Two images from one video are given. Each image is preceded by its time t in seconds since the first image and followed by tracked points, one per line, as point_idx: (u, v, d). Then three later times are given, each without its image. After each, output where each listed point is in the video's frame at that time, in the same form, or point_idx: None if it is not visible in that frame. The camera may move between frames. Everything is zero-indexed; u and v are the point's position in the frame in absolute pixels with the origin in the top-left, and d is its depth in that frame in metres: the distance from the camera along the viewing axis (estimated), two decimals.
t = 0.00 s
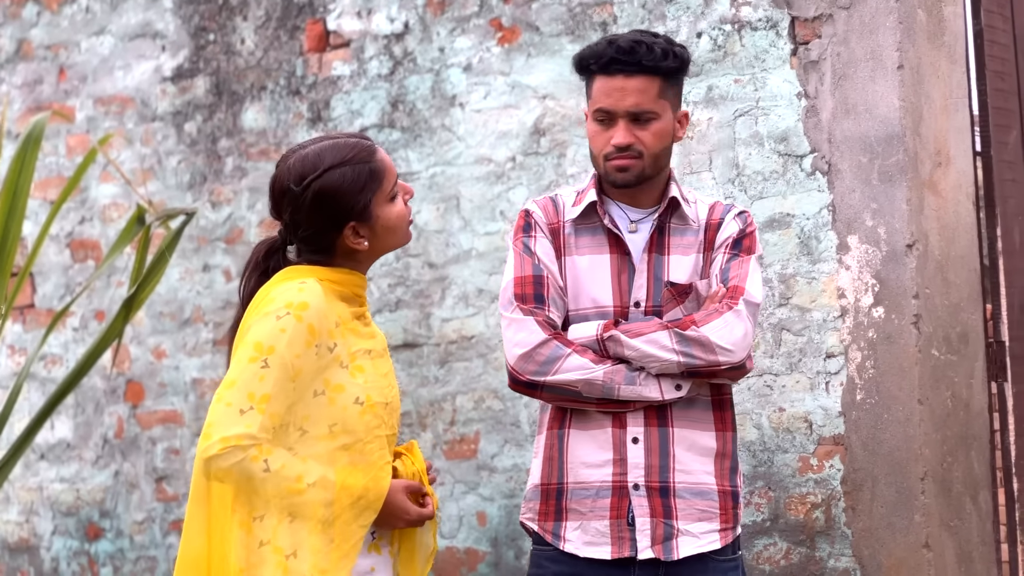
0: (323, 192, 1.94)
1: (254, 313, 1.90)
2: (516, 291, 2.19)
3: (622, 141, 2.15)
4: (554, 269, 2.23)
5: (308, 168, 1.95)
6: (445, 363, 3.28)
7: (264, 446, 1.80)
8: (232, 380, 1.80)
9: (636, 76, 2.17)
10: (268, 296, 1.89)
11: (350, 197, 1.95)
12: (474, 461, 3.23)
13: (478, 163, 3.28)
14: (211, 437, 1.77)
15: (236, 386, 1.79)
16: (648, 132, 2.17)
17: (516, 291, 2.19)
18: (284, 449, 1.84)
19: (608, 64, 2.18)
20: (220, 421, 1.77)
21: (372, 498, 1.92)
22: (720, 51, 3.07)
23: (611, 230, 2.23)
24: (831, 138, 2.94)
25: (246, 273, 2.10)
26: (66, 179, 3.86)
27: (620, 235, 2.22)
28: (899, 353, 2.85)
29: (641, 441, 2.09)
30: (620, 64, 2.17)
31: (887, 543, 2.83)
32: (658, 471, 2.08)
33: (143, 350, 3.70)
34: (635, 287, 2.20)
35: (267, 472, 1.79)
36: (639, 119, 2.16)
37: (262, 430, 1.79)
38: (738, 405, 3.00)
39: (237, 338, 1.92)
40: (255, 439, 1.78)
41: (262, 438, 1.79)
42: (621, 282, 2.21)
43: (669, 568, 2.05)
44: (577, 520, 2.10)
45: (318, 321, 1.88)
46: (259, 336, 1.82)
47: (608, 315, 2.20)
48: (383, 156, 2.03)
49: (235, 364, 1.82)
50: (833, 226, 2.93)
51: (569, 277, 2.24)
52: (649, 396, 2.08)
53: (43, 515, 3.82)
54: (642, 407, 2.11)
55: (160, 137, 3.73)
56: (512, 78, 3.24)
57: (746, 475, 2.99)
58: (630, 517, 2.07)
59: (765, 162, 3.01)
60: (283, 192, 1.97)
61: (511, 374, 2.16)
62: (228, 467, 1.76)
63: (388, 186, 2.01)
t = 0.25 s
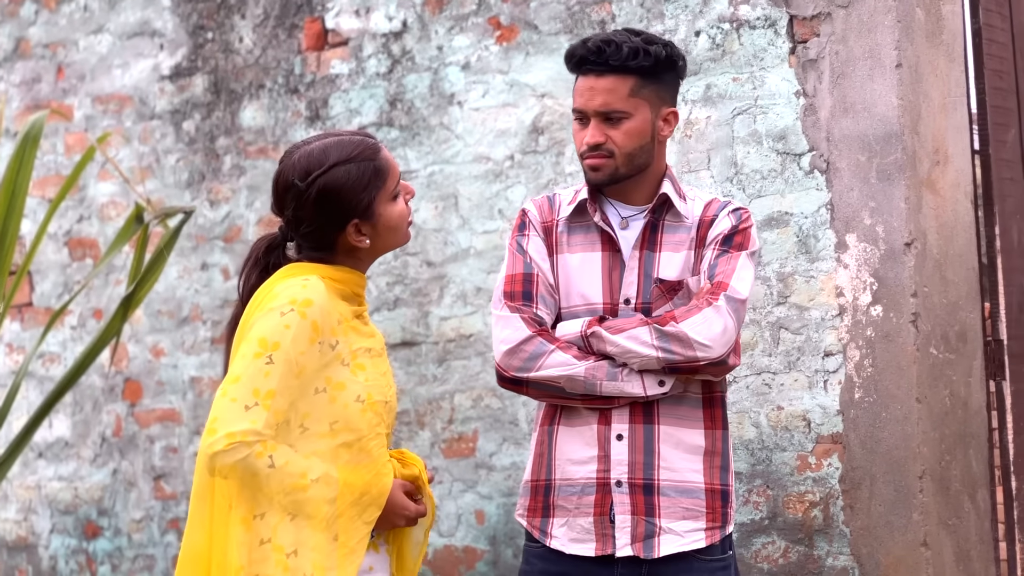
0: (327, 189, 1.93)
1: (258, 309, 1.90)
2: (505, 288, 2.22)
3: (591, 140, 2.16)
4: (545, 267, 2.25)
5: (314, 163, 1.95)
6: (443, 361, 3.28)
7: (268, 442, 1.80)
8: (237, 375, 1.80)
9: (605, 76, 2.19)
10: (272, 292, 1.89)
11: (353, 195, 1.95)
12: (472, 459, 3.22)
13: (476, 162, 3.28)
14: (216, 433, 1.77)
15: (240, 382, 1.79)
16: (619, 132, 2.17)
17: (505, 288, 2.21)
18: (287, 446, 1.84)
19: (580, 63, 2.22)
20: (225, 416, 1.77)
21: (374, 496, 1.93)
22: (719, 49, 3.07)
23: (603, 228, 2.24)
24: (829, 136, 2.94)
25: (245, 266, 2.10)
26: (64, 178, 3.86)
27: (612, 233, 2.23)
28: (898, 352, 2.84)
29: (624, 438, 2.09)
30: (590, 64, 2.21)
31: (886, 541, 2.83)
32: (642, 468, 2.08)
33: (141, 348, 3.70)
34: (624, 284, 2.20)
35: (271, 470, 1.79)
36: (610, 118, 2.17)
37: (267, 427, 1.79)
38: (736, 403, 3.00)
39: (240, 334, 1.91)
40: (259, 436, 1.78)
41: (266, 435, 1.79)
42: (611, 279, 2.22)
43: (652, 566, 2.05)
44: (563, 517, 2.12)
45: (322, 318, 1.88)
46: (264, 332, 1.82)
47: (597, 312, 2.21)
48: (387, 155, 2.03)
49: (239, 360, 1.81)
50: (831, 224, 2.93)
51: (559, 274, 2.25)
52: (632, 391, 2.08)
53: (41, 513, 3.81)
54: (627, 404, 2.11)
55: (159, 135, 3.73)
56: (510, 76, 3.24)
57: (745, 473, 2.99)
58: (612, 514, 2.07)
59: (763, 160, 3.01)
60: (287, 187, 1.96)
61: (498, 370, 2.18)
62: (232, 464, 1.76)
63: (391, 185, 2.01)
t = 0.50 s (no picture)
0: (322, 184, 1.94)
1: (254, 306, 1.89)
2: (498, 288, 2.24)
3: (579, 139, 2.17)
4: (538, 267, 2.26)
5: (310, 159, 1.95)
6: (442, 360, 3.28)
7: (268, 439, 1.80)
8: (236, 372, 1.79)
9: (590, 75, 2.20)
10: (269, 289, 1.89)
11: (347, 191, 1.95)
12: (471, 457, 3.22)
13: (475, 160, 3.27)
14: (216, 430, 1.77)
15: (239, 379, 1.78)
16: (606, 129, 2.17)
17: (498, 288, 2.23)
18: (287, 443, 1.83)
19: (565, 62, 2.23)
20: (225, 413, 1.77)
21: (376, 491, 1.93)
22: (717, 47, 3.06)
23: (595, 226, 2.23)
24: (828, 134, 2.94)
25: (240, 261, 2.10)
26: (63, 176, 3.86)
27: (604, 231, 2.22)
28: (897, 350, 2.84)
29: (616, 436, 2.09)
30: (575, 63, 2.22)
31: (885, 540, 2.82)
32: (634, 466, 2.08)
33: (140, 346, 3.70)
34: (616, 282, 2.20)
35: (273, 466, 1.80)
36: (597, 117, 2.17)
37: (267, 423, 1.79)
38: (735, 401, 3.01)
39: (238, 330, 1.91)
40: (260, 432, 1.77)
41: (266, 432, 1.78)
42: (603, 277, 2.22)
43: (644, 565, 2.05)
44: (556, 515, 2.12)
45: (319, 315, 1.88)
46: (263, 328, 1.82)
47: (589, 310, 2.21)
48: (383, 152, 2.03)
49: (237, 357, 1.81)
50: (830, 223, 2.92)
51: (552, 274, 2.26)
52: (622, 389, 2.07)
53: (40, 511, 3.81)
54: (619, 402, 2.11)
55: (157, 133, 3.73)
56: (508, 74, 3.24)
57: (744, 471, 2.99)
58: (604, 512, 2.08)
59: (762, 158, 3.01)
60: (282, 182, 1.97)
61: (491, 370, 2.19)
62: (233, 460, 1.76)
63: (387, 182, 2.01)
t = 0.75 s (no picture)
0: (309, 180, 1.93)
1: (244, 304, 1.89)
2: (492, 287, 2.22)
3: (572, 136, 2.16)
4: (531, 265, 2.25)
5: (295, 154, 1.95)
6: (439, 358, 3.28)
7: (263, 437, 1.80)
8: (228, 371, 1.79)
9: (581, 71, 2.20)
10: (259, 287, 1.88)
11: (334, 186, 1.95)
12: (468, 456, 3.22)
13: (471, 158, 3.27)
14: (212, 430, 1.76)
15: (233, 378, 1.78)
16: (598, 126, 2.17)
17: (492, 287, 2.22)
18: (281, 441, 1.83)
19: (555, 60, 2.23)
20: (220, 413, 1.76)
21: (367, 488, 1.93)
22: (714, 45, 3.06)
23: (589, 225, 2.24)
24: (825, 133, 2.93)
25: (230, 261, 2.10)
26: (60, 174, 3.86)
27: (598, 230, 2.22)
28: (894, 348, 2.84)
29: (613, 434, 2.09)
30: (565, 60, 2.22)
31: (882, 538, 2.82)
32: (631, 464, 2.08)
33: (136, 344, 3.70)
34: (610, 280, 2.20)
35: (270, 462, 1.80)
36: (589, 113, 2.17)
37: (262, 421, 1.78)
38: (732, 399, 3.00)
39: (228, 329, 1.91)
40: (257, 429, 1.77)
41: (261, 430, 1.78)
42: (597, 276, 2.21)
43: (641, 564, 2.05)
44: (553, 514, 2.12)
45: (309, 311, 1.88)
46: (256, 326, 1.81)
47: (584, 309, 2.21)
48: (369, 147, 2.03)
49: (229, 356, 1.80)
50: (827, 221, 2.92)
51: (546, 272, 2.25)
52: (619, 387, 2.07)
53: (37, 509, 3.82)
54: (615, 400, 2.10)
55: (154, 131, 3.73)
56: (505, 72, 3.24)
57: (741, 470, 2.98)
58: (602, 511, 2.08)
59: (759, 157, 3.00)
60: (269, 179, 1.96)
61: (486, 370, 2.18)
62: (230, 459, 1.75)
63: (374, 178, 2.01)
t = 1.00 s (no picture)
0: (294, 170, 1.93)
1: (236, 301, 1.88)
2: (488, 283, 2.22)
3: (573, 128, 2.15)
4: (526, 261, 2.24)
5: (278, 148, 1.95)
6: (433, 355, 3.28)
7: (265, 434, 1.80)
8: (226, 370, 1.78)
9: (583, 63, 2.20)
10: (251, 284, 1.87)
11: (319, 177, 1.94)
12: (462, 453, 3.22)
13: (466, 155, 3.27)
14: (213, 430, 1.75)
15: (231, 376, 1.78)
16: (598, 118, 2.16)
17: (488, 282, 2.21)
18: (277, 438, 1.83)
19: (556, 53, 2.23)
20: (220, 412, 1.76)
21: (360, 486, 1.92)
22: (709, 42, 3.05)
23: (584, 221, 2.23)
24: (820, 130, 2.93)
25: (220, 260, 2.10)
26: (55, 171, 3.86)
27: (593, 225, 2.22)
28: (889, 346, 2.83)
29: (609, 431, 2.09)
30: (567, 53, 2.21)
31: (877, 535, 2.82)
32: (627, 461, 2.08)
33: (131, 342, 3.70)
34: (606, 276, 2.19)
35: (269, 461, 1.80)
36: (590, 106, 2.17)
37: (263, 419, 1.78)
38: (727, 396, 2.99)
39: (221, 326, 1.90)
40: (258, 428, 1.77)
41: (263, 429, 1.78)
42: (593, 272, 2.21)
43: (637, 560, 2.04)
44: (547, 511, 2.12)
45: (302, 307, 1.88)
46: (252, 323, 1.81)
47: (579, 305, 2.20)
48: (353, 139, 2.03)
49: (224, 354, 1.80)
50: (822, 218, 2.91)
51: (541, 268, 2.24)
52: (615, 383, 2.07)
53: (32, 506, 3.82)
54: (611, 396, 2.10)
55: (149, 128, 3.73)
56: (500, 69, 3.24)
57: (736, 467, 2.98)
58: (597, 507, 2.07)
59: (753, 154, 3.00)
60: (253, 174, 1.96)
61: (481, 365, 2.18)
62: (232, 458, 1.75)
63: (360, 169, 2.01)
